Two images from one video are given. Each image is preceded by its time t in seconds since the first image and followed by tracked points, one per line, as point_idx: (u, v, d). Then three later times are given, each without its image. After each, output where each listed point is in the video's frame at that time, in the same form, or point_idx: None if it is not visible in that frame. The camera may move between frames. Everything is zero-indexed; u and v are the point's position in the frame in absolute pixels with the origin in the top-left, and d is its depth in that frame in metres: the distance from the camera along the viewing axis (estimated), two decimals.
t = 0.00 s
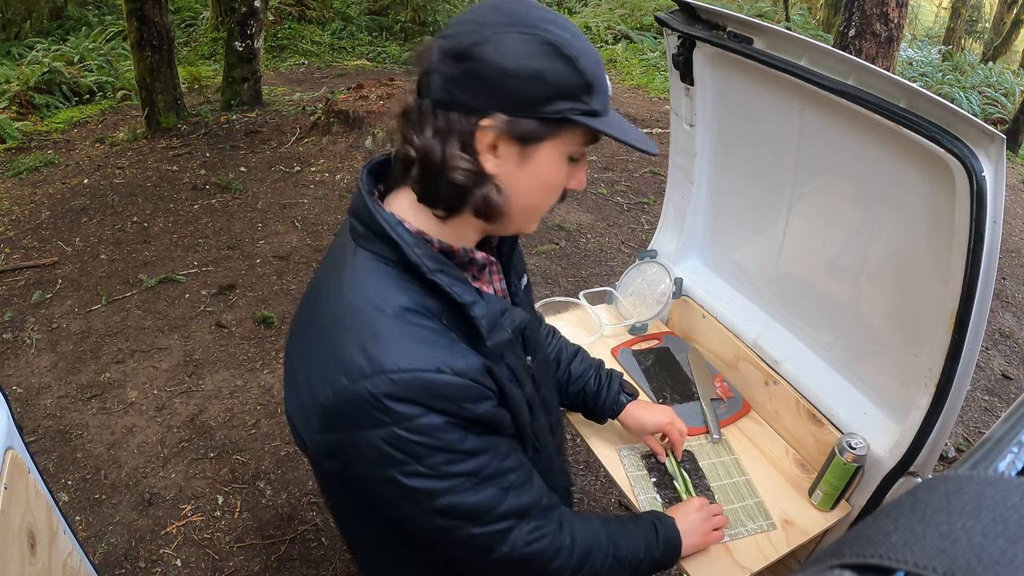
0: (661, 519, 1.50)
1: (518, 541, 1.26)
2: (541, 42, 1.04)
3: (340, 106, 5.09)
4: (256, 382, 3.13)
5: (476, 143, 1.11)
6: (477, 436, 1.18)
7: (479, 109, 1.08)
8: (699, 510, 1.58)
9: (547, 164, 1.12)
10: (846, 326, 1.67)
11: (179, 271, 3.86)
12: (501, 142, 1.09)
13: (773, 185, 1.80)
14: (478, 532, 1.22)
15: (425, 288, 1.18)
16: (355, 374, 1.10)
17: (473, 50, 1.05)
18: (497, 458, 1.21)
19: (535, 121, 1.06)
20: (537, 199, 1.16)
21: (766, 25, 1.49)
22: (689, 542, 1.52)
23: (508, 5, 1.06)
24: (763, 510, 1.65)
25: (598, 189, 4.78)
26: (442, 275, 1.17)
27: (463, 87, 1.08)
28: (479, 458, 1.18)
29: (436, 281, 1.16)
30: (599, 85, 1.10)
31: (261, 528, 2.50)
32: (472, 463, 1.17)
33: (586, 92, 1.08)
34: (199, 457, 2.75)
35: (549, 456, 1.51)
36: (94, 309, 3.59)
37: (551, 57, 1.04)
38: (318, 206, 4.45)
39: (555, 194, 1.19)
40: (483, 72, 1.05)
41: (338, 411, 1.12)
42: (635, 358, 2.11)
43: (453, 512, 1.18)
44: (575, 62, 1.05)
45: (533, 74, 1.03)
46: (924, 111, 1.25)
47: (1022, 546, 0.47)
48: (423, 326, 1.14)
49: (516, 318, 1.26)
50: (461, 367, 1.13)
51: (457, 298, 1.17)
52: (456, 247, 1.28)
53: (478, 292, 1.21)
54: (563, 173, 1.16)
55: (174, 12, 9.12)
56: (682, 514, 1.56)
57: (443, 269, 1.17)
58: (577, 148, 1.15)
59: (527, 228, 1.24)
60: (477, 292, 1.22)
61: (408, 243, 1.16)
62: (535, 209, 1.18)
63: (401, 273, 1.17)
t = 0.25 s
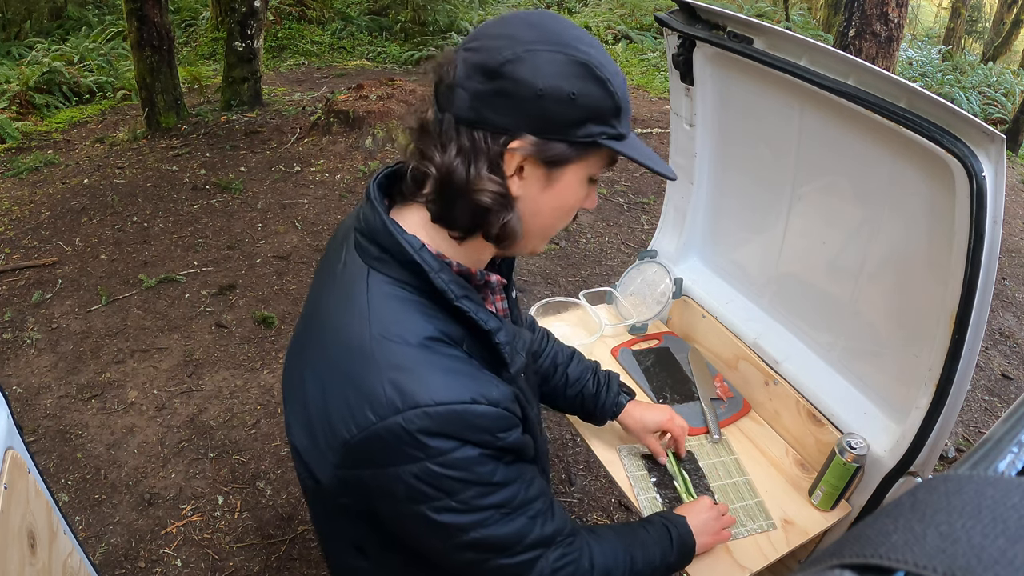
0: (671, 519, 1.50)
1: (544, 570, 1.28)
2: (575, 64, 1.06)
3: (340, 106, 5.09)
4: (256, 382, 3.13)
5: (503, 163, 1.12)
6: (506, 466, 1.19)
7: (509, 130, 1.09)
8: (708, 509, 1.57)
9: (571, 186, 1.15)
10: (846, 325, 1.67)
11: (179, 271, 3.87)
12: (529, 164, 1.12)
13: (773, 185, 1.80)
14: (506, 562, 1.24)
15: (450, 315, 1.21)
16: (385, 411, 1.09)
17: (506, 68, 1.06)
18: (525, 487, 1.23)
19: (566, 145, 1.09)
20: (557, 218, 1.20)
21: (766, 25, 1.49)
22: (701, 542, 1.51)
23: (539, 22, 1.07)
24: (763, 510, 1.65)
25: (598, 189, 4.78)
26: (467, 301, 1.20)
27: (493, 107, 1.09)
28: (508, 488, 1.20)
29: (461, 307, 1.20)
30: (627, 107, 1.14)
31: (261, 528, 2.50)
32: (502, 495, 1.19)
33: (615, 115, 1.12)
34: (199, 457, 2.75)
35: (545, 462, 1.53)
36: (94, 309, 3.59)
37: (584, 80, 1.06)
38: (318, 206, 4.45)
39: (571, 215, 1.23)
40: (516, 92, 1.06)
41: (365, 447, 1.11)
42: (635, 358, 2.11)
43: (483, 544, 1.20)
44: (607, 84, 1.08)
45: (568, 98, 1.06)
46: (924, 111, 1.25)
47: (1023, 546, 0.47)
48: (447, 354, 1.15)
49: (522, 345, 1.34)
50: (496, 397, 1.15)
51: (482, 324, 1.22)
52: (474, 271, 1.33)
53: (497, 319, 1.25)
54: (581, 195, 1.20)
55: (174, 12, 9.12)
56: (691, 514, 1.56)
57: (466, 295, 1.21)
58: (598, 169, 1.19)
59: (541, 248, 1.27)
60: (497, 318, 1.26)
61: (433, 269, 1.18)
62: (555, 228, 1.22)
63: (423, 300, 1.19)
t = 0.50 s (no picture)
0: (672, 519, 1.50)
1: (538, 571, 1.27)
2: (561, 61, 1.05)
3: (340, 105, 5.09)
4: (256, 382, 3.13)
5: (492, 163, 1.13)
6: (500, 470, 1.19)
7: (495, 130, 1.10)
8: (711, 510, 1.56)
9: (561, 184, 1.15)
10: (846, 325, 1.67)
11: (179, 271, 3.87)
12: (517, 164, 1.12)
13: (773, 185, 1.80)
14: (500, 563, 1.24)
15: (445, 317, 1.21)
16: (379, 413, 1.09)
17: (491, 68, 1.06)
18: (519, 490, 1.23)
19: (553, 143, 1.09)
20: (549, 217, 1.20)
21: (766, 25, 1.49)
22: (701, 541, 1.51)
23: (526, 19, 1.07)
24: (763, 510, 1.65)
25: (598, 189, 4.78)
26: (462, 303, 1.20)
27: (480, 107, 1.09)
28: (502, 491, 1.20)
29: (456, 309, 1.20)
30: (617, 102, 1.13)
31: (261, 528, 2.50)
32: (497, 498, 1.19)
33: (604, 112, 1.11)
34: (199, 457, 2.75)
35: (544, 464, 1.54)
36: (94, 309, 3.59)
37: (571, 76, 1.06)
38: (318, 206, 4.45)
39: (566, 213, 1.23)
40: (502, 91, 1.06)
41: (358, 449, 1.11)
42: (635, 358, 2.11)
43: (476, 545, 1.20)
44: (596, 80, 1.07)
45: (554, 95, 1.06)
46: (924, 112, 1.25)
47: (1023, 546, 0.47)
48: (442, 356, 1.15)
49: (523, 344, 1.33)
50: (490, 399, 1.15)
51: (478, 326, 1.21)
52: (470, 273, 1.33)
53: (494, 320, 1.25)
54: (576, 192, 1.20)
55: (174, 12, 9.12)
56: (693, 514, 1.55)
57: (462, 296, 1.21)
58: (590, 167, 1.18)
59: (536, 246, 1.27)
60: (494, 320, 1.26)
61: (428, 270, 1.18)
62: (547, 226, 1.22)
63: (419, 303, 1.19)
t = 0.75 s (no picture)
0: (675, 517, 1.50)
1: (526, 555, 1.26)
2: (557, 50, 1.06)
3: (340, 105, 5.09)
4: (256, 382, 3.13)
5: (487, 147, 1.13)
6: (489, 452, 1.19)
7: (492, 114, 1.10)
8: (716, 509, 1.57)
9: (555, 172, 1.15)
10: (846, 325, 1.67)
11: (179, 271, 3.86)
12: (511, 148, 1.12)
13: (773, 184, 1.80)
14: (487, 544, 1.22)
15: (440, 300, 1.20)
16: (369, 390, 1.09)
17: (489, 55, 1.07)
18: (508, 472, 1.22)
19: (548, 129, 1.09)
20: (544, 206, 1.19)
21: (766, 25, 1.49)
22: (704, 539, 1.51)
23: (526, 10, 1.08)
24: (763, 510, 1.65)
25: (598, 189, 4.78)
26: (457, 288, 1.20)
27: (477, 93, 1.10)
28: (491, 473, 1.19)
29: (450, 294, 1.19)
30: (614, 94, 1.13)
31: (261, 528, 2.50)
32: (485, 479, 1.19)
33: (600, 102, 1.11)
34: (199, 457, 2.75)
35: (545, 460, 1.54)
36: (94, 309, 3.59)
37: (567, 65, 1.06)
38: (318, 206, 4.45)
39: (564, 205, 1.22)
40: (499, 77, 1.07)
41: (348, 425, 1.11)
42: (635, 358, 2.11)
43: (463, 525, 1.19)
44: (592, 70, 1.08)
45: (549, 83, 1.06)
46: (923, 111, 1.25)
47: (1022, 546, 0.47)
48: (435, 340, 1.15)
49: (523, 332, 1.31)
50: (477, 381, 1.15)
51: (471, 311, 1.21)
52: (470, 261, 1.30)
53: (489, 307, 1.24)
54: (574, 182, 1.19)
55: (174, 12, 9.12)
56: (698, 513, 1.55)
57: (458, 282, 1.20)
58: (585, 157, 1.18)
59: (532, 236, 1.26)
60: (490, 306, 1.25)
61: (424, 255, 1.18)
62: (542, 215, 1.21)
63: (414, 285, 1.19)
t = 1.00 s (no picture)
0: (673, 523, 1.50)
1: (504, 548, 1.25)
2: (561, 48, 1.06)
3: (340, 105, 5.09)
4: (256, 382, 3.13)
5: (493, 141, 1.13)
6: (472, 440, 1.18)
7: (498, 108, 1.10)
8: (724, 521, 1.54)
9: (558, 167, 1.14)
10: (846, 325, 1.67)
11: (179, 271, 3.86)
12: (516, 144, 1.12)
13: (773, 185, 1.80)
14: (464, 533, 1.22)
15: (432, 289, 1.20)
16: (357, 371, 1.10)
17: (495, 51, 1.07)
18: (492, 464, 1.21)
19: (551, 124, 1.09)
20: (547, 200, 1.19)
21: (766, 25, 1.49)
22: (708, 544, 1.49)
23: (531, 9, 1.08)
24: (763, 510, 1.65)
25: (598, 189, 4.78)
26: (448, 278, 1.19)
27: (482, 88, 1.10)
28: (474, 462, 1.18)
29: (442, 284, 1.18)
30: (616, 91, 1.13)
31: (261, 528, 2.50)
32: (467, 467, 1.18)
33: (603, 99, 1.11)
34: (199, 457, 2.75)
35: (545, 457, 1.53)
36: (94, 309, 3.59)
37: (571, 62, 1.06)
38: (318, 206, 4.45)
39: (567, 201, 1.22)
40: (504, 73, 1.07)
41: (338, 405, 1.12)
42: (635, 358, 2.11)
43: (442, 511, 1.19)
44: (595, 68, 1.08)
45: (554, 79, 1.06)
46: (923, 111, 1.25)
47: (1023, 546, 0.47)
48: (425, 327, 1.14)
49: (520, 324, 1.29)
50: (461, 370, 1.14)
51: (462, 301, 1.19)
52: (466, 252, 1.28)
53: (483, 297, 1.23)
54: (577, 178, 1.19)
55: (174, 12, 9.12)
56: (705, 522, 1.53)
57: (450, 272, 1.19)
58: (588, 153, 1.17)
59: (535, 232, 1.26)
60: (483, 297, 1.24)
61: (418, 245, 1.18)
62: (545, 210, 1.21)
63: (408, 273, 1.19)
